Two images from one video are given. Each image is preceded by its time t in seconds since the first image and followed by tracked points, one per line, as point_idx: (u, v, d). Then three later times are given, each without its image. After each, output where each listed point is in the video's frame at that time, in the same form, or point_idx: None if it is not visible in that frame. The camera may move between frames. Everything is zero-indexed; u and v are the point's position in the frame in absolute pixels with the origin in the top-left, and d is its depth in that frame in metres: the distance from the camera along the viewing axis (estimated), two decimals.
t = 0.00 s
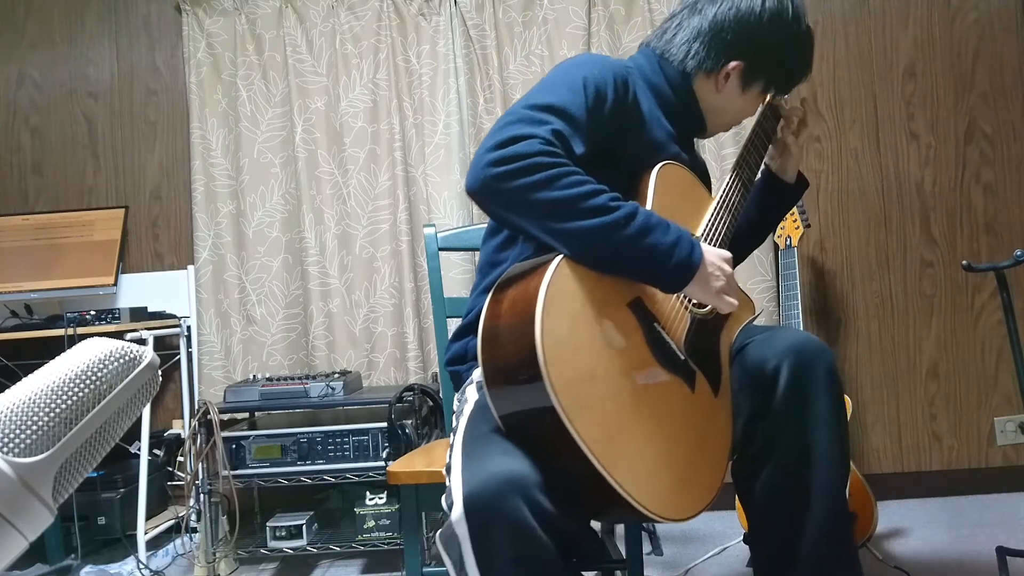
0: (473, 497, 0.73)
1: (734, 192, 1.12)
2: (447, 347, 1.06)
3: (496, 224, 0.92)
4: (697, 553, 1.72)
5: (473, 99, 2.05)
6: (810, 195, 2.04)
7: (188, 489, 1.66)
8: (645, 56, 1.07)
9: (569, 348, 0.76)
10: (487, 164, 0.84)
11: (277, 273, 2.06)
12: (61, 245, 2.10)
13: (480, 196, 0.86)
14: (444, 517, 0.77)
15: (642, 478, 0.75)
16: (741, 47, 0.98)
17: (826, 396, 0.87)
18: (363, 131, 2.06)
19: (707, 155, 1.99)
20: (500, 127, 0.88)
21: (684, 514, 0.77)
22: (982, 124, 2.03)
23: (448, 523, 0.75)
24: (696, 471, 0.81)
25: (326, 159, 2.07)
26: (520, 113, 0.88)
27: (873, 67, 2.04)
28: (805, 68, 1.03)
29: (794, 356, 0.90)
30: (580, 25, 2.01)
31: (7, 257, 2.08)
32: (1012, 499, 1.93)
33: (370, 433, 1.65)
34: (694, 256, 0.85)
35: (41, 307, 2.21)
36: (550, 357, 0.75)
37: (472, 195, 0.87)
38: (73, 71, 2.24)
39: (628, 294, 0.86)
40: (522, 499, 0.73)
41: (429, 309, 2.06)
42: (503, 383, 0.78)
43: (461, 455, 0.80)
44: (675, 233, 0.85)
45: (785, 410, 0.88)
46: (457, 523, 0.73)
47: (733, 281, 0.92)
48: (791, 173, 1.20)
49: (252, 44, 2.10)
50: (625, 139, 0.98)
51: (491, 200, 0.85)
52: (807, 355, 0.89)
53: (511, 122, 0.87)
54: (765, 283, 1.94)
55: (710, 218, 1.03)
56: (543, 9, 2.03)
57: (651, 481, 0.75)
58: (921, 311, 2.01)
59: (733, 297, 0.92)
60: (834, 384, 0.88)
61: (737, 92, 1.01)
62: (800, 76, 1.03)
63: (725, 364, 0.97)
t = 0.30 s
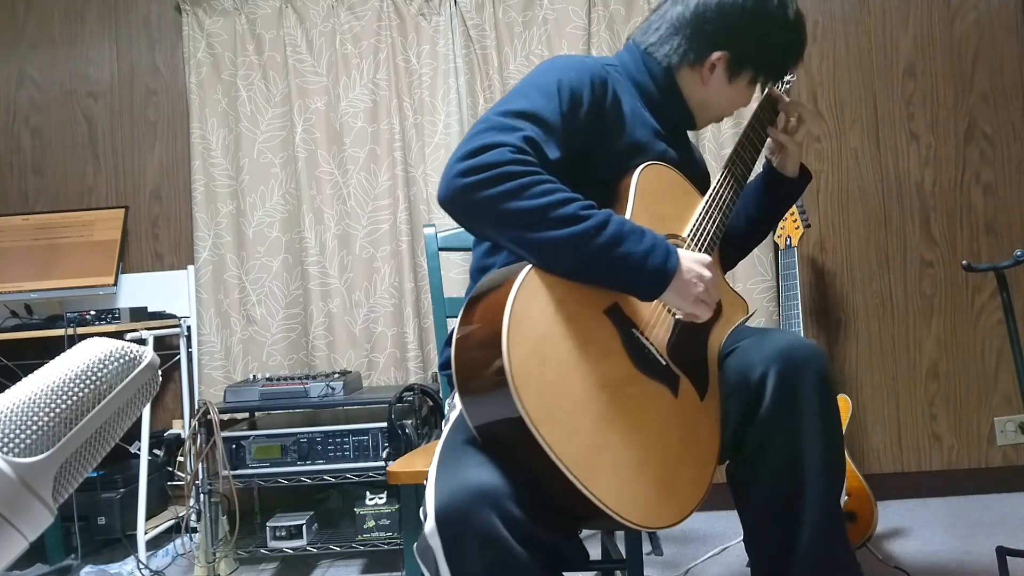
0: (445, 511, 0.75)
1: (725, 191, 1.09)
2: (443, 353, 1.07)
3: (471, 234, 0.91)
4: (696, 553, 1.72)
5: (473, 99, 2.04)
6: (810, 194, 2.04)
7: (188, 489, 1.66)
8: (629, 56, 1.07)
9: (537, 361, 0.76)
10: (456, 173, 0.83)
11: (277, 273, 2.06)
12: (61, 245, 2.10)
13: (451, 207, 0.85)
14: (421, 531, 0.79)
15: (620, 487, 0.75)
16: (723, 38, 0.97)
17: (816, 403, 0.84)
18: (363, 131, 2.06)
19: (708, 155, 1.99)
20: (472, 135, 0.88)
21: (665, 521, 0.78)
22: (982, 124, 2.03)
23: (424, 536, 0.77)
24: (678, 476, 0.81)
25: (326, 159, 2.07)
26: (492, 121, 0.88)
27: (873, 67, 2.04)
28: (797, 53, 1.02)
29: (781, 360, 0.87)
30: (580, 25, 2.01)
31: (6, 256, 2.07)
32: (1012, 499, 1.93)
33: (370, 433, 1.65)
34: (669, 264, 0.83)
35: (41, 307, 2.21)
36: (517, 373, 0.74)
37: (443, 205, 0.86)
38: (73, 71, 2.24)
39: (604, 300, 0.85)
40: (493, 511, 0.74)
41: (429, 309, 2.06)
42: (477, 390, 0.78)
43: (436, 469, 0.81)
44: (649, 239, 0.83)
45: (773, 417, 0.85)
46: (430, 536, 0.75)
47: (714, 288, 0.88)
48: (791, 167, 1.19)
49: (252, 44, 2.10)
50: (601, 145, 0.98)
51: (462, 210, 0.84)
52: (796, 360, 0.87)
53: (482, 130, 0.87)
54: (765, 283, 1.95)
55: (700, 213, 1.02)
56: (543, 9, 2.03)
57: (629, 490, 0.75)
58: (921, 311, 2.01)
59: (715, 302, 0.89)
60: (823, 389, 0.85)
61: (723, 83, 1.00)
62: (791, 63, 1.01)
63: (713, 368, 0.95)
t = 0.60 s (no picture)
0: (427, 513, 0.75)
1: (717, 186, 1.08)
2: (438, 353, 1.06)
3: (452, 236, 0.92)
4: (696, 553, 1.72)
5: (473, 99, 2.04)
6: (810, 195, 2.04)
7: (189, 489, 1.66)
8: (608, 52, 1.09)
9: (515, 361, 0.76)
10: (432, 177, 0.84)
11: (277, 273, 2.06)
12: (61, 245, 2.10)
13: (427, 211, 0.85)
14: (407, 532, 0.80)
15: (603, 487, 0.75)
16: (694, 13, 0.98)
17: (807, 403, 0.84)
18: (363, 131, 2.06)
19: (708, 155, 1.99)
20: (448, 138, 0.88)
21: (652, 521, 0.77)
22: (982, 124, 2.03)
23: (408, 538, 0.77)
24: (666, 475, 0.80)
25: (325, 159, 2.07)
26: (467, 123, 0.88)
27: (873, 67, 2.04)
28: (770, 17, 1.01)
29: (770, 361, 0.87)
30: (580, 25, 2.01)
31: (7, 256, 2.07)
32: (1013, 499, 1.93)
33: (370, 433, 1.65)
34: (646, 265, 0.82)
35: (41, 307, 2.21)
36: (493, 374, 0.74)
37: (421, 210, 0.86)
38: (73, 71, 2.24)
39: (586, 301, 0.85)
40: (473, 513, 0.74)
41: (429, 309, 2.06)
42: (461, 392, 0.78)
43: (421, 472, 0.82)
44: (626, 239, 0.82)
45: (762, 418, 0.85)
46: (413, 538, 0.76)
47: (695, 288, 0.86)
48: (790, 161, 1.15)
49: (252, 44, 2.10)
50: (584, 144, 0.98)
51: (438, 214, 0.84)
52: (786, 359, 0.86)
53: (457, 133, 0.87)
54: (765, 283, 1.95)
55: (689, 209, 1.01)
56: (543, 9, 2.03)
57: (613, 490, 0.75)
58: (921, 311, 2.01)
59: (698, 303, 0.87)
60: (815, 391, 0.85)
61: (705, 57, 1.01)
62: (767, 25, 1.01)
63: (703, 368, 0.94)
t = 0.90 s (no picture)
0: (422, 510, 0.76)
1: (708, 182, 1.08)
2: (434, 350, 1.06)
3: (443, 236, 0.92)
4: (695, 553, 1.72)
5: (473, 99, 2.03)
6: (810, 195, 2.04)
7: (189, 489, 1.66)
8: (585, 53, 1.10)
9: (507, 356, 0.76)
10: (419, 178, 0.85)
11: (277, 273, 2.06)
12: (61, 245, 2.10)
13: (417, 212, 0.86)
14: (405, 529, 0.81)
15: (598, 481, 0.74)
16: None
17: (801, 402, 0.84)
18: (364, 131, 2.06)
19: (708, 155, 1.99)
20: (435, 139, 0.89)
21: (649, 515, 0.77)
22: (983, 124, 2.03)
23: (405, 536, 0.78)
24: (662, 469, 0.80)
25: (325, 159, 2.07)
26: (454, 123, 0.88)
27: (873, 67, 2.04)
28: None
29: (763, 359, 0.87)
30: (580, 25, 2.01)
31: (7, 256, 2.07)
32: (1013, 499, 1.93)
33: (370, 433, 1.65)
34: (635, 258, 0.82)
35: (41, 307, 2.21)
36: (484, 368, 0.75)
37: (410, 210, 0.87)
38: (73, 71, 2.24)
39: (578, 296, 0.85)
40: (468, 510, 0.75)
41: (429, 309, 2.06)
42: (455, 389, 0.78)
43: (417, 470, 0.83)
44: (614, 233, 0.83)
45: (757, 417, 0.85)
46: (409, 536, 0.76)
47: (684, 279, 0.86)
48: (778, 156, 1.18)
49: (252, 44, 2.10)
50: (571, 143, 1.00)
51: (427, 214, 0.85)
52: (780, 357, 0.86)
53: (444, 134, 0.87)
54: (765, 283, 1.95)
55: (680, 205, 1.01)
56: (543, 9, 2.03)
57: (609, 484, 0.75)
58: (921, 311, 2.01)
59: (688, 296, 0.87)
60: (809, 389, 0.84)
61: (680, 35, 1.02)
62: None
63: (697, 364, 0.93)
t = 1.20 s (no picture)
0: (428, 504, 0.76)
1: (703, 182, 1.08)
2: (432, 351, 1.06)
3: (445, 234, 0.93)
4: (695, 553, 1.72)
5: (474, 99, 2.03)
6: (810, 195, 2.04)
7: (188, 489, 1.66)
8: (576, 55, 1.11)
9: (511, 346, 0.76)
10: (422, 176, 0.86)
11: (277, 273, 2.06)
12: (61, 245, 2.10)
13: (420, 209, 0.87)
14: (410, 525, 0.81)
15: (603, 470, 0.74)
16: None
17: (802, 398, 0.84)
18: (363, 131, 2.06)
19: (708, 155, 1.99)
20: (436, 138, 0.89)
21: (655, 506, 0.76)
22: (982, 124, 2.03)
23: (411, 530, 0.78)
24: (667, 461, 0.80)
25: (325, 159, 2.07)
26: (454, 122, 0.89)
27: (874, 67, 2.04)
28: None
29: (763, 352, 0.87)
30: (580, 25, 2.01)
31: (7, 256, 2.07)
32: (1013, 500, 1.93)
33: (370, 433, 1.65)
34: (635, 250, 0.82)
35: (41, 307, 2.21)
36: (489, 357, 0.75)
37: (413, 208, 0.88)
38: (73, 71, 2.24)
39: (579, 291, 0.85)
40: (475, 503, 0.75)
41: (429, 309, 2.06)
42: (461, 383, 0.78)
43: (422, 465, 0.83)
44: (614, 226, 0.83)
45: (757, 414, 0.85)
46: (415, 530, 0.76)
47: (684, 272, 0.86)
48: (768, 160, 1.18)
49: (252, 44, 2.10)
50: (567, 143, 1.00)
51: (430, 211, 0.86)
52: (780, 350, 0.86)
53: (444, 132, 0.88)
54: (765, 283, 1.95)
55: (676, 204, 1.01)
56: (543, 9, 2.03)
57: (613, 474, 0.75)
58: (921, 311, 2.01)
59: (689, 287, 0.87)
60: (809, 383, 0.85)
61: (668, 35, 1.02)
62: None
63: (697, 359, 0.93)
